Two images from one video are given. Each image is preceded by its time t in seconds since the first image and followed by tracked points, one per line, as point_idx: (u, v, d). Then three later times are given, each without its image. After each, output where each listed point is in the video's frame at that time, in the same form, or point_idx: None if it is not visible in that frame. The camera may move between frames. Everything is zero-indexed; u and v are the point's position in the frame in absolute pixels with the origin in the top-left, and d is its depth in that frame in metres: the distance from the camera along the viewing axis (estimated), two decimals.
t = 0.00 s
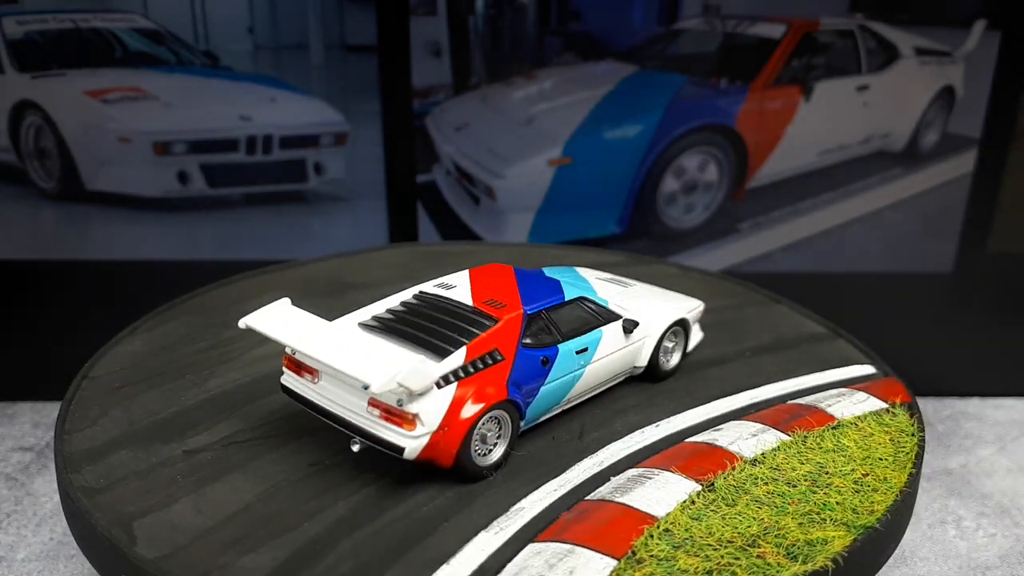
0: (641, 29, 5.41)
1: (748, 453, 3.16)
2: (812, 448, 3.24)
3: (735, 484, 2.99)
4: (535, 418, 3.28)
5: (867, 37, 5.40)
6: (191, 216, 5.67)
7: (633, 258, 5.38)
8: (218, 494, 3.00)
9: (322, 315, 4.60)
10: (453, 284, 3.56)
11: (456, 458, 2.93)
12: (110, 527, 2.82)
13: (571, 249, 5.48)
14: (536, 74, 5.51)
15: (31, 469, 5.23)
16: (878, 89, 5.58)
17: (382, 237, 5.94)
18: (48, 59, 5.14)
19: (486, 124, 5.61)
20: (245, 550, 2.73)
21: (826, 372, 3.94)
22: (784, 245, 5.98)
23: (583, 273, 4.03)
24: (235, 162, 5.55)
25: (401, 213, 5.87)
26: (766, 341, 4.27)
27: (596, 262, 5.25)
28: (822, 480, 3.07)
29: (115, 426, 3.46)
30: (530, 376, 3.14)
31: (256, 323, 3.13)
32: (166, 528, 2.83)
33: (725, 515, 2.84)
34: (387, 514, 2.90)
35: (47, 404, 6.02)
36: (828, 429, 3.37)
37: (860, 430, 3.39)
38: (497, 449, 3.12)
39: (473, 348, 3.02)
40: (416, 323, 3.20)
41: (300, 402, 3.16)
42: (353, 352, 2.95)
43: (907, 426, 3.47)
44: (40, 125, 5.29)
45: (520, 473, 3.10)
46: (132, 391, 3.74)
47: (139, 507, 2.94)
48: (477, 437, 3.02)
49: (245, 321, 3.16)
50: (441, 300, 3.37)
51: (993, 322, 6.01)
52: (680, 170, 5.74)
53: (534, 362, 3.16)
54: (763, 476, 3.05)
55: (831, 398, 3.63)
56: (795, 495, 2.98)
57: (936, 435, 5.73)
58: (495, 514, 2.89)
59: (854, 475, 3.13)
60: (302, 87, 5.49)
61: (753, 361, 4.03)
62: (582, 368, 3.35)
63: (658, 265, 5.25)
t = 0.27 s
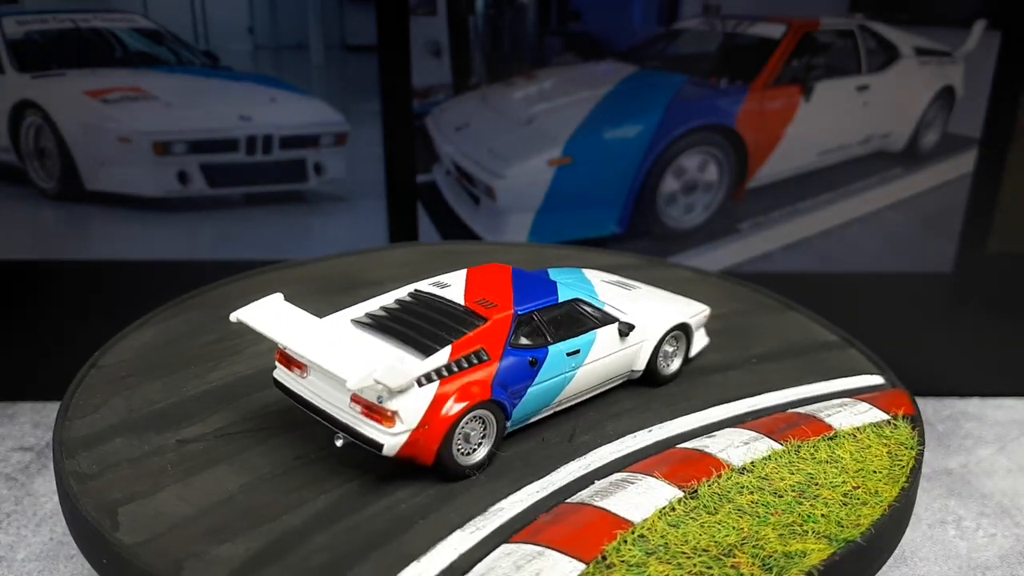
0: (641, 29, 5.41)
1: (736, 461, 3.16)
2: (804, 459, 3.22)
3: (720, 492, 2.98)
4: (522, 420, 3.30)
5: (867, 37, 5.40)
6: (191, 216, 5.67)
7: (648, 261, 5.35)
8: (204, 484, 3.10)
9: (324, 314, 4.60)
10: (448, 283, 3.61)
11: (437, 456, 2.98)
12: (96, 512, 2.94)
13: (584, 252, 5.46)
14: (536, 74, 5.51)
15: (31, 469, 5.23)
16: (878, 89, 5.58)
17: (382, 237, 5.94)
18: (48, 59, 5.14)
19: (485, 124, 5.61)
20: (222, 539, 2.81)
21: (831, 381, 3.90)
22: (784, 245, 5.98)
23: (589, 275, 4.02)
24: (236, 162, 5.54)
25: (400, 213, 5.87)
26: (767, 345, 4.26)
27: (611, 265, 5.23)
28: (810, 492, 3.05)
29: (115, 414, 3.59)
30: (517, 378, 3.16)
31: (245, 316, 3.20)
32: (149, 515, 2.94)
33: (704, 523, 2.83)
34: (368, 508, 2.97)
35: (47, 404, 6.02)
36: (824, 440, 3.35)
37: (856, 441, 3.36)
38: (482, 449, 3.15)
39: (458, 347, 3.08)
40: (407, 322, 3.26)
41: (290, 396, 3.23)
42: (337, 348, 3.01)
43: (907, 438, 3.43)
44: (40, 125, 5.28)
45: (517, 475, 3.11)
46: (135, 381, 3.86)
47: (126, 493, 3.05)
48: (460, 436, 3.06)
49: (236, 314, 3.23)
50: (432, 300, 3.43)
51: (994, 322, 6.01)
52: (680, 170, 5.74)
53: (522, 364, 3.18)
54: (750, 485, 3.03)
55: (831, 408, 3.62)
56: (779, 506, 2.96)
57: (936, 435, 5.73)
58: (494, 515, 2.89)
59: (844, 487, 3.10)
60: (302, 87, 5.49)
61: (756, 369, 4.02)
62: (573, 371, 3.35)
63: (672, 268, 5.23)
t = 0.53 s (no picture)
0: (641, 29, 5.41)
1: (725, 469, 3.13)
2: (796, 467, 3.18)
3: (704, 498, 2.97)
4: (510, 421, 3.29)
5: (867, 37, 5.39)
6: (191, 216, 5.67)
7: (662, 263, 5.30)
8: (193, 475, 3.15)
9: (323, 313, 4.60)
10: (444, 282, 3.64)
11: (420, 455, 2.99)
12: (86, 499, 3.00)
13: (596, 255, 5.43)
14: (536, 74, 5.51)
15: (31, 469, 5.23)
16: (878, 89, 5.58)
17: (382, 237, 5.94)
18: (48, 59, 5.14)
19: (485, 124, 5.61)
20: (204, 529, 2.86)
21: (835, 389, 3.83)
22: (784, 245, 5.98)
23: (593, 280, 4.00)
24: (236, 162, 5.54)
25: (400, 213, 5.87)
26: (768, 347, 4.25)
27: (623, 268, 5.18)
28: (797, 502, 3.02)
29: (115, 404, 3.64)
30: (507, 378, 3.16)
31: (238, 311, 3.24)
32: (137, 504, 2.99)
33: (683, 529, 2.82)
34: (351, 504, 2.99)
35: (47, 404, 6.03)
36: (819, 449, 3.31)
37: (852, 451, 3.32)
38: (467, 449, 3.15)
39: (445, 346, 3.10)
40: (398, 320, 3.29)
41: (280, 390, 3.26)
42: (324, 344, 3.04)
43: (906, 450, 3.37)
44: (40, 125, 5.29)
45: (513, 475, 3.11)
46: (139, 373, 3.91)
47: (117, 482, 3.11)
48: (445, 435, 3.07)
49: (228, 310, 3.27)
50: (423, 298, 3.45)
51: (994, 322, 6.01)
52: (680, 170, 5.74)
53: (512, 364, 3.19)
54: (736, 493, 3.01)
55: (830, 416, 3.56)
56: (763, 514, 2.94)
57: (936, 435, 5.73)
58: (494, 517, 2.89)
59: (832, 498, 3.06)
60: (301, 87, 5.49)
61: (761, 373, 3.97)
62: (565, 373, 3.34)
63: (683, 271, 5.19)
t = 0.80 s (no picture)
0: (641, 29, 5.41)
1: (710, 476, 3.12)
2: (784, 477, 3.14)
3: (685, 506, 2.96)
4: (497, 422, 3.32)
5: (867, 37, 5.40)
6: (192, 216, 5.67)
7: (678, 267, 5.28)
8: (181, 464, 3.24)
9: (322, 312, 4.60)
10: (440, 281, 3.68)
11: (401, 452, 3.03)
12: (76, 484, 3.12)
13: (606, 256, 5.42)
14: (536, 74, 5.51)
15: (31, 469, 5.23)
16: (878, 89, 5.58)
17: (382, 237, 5.94)
18: (48, 59, 5.14)
19: (485, 124, 5.61)
20: (185, 517, 2.96)
21: (837, 400, 3.78)
22: (784, 245, 5.98)
23: (598, 283, 3.98)
24: (236, 162, 5.53)
25: (400, 213, 5.87)
26: (768, 351, 4.25)
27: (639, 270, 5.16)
28: (780, 512, 2.98)
29: (117, 394, 3.78)
30: (493, 379, 3.19)
31: (232, 305, 3.32)
32: (124, 491, 3.10)
33: (658, 535, 2.81)
34: (334, 496, 3.05)
35: (47, 404, 6.03)
36: (811, 460, 3.27)
37: (846, 463, 3.26)
38: (450, 449, 3.18)
39: (431, 344, 3.15)
40: (389, 318, 3.35)
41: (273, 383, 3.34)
42: (311, 340, 3.11)
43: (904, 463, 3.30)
44: (40, 125, 5.28)
45: (499, 475, 3.13)
46: (147, 361, 4.05)
47: (108, 468, 3.23)
48: (428, 434, 3.11)
49: (223, 303, 3.37)
50: (417, 297, 3.52)
51: (994, 322, 6.02)
52: (680, 170, 5.74)
53: (499, 364, 3.21)
54: (719, 501, 2.99)
55: (827, 427, 3.52)
56: (743, 523, 2.91)
57: (936, 435, 5.73)
58: (477, 515, 2.91)
59: (819, 509, 3.01)
60: (302, 87, 5.48)
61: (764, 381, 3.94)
62: (555, 375, 3.35)
63: (699, 277, 5.17)
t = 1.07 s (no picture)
0: (641, 29, 5.41)
1: (696, 482, 3.10)
2: (772, 487, 3.12)
3: (666, 512, 2.95)
4: (486, 422, 3.34)
5: (867, 37, 5.39)
6: (193, 217, 5.67)
7: (695, 271, 5.27)
8: (173, 455, 3.30)
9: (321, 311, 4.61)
10: (436, 280, 3.70)
11: (384, 449, 3.06)
12: (70, 471, 3.20)
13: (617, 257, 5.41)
14: (536, 74, 5.51)
15: (31, 469, 5.23)
16: (878, 89, 5.57)
17: (383, 237, 5.94)
18: (48, 59, 5.14)
19: (485, 124, 5.61)
20: (171, 506, 3.01)
21: (840, 409, 3.72)
22: (784, 245, 5.98)
23: (601, 286, 3.97)
24: (236, 162, 5.53)
25: (400, 213, 5.87)
26: (767, 353, 4.25)
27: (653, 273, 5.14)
28: (763, 522, 2.96)
29: (120, 384, 3.85)
30: (481, 379, 3.21)
31: (227, 298, 3.38)
32: (115, 479, 3.17)
33: (634, 540, 2.81)
34: (320, 490, 3.08)
35: (47, 404, 6.03)
36: (802, 469, 3.24)
37: (839, 474, 3.23)
38: (436, 447, 3.19)
39: (419, 342, 3.17)
40: (379, 315, 3.38)
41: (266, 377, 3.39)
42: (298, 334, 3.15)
43: (898, 477, 3.26)
44: (40, 125, 5.29)
45: (485, 474, 3.14)
46: (155, 353, 4.13)
47: (103, 456, 3.30)
48: (413, 431, 3.12)
49: (219, 297, 3.42)
50: (410, 295, 3.54)
51: (995, 322, 6.02)
52: (680, 170, 5.73)
53: (488, 364, 3.23)
54: (701, 509, 2.98)
55: (823, 437, 3.48)
56: (723, 532, 2.89)
57: (936, 435, 5.73)
58: (461, 514, 2.92)
59: (803, 520, 2.99)
60: (301, 87, 5.48)
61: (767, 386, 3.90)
62: (545, 376, 3.35)
63: (715, 281, 5.15)
